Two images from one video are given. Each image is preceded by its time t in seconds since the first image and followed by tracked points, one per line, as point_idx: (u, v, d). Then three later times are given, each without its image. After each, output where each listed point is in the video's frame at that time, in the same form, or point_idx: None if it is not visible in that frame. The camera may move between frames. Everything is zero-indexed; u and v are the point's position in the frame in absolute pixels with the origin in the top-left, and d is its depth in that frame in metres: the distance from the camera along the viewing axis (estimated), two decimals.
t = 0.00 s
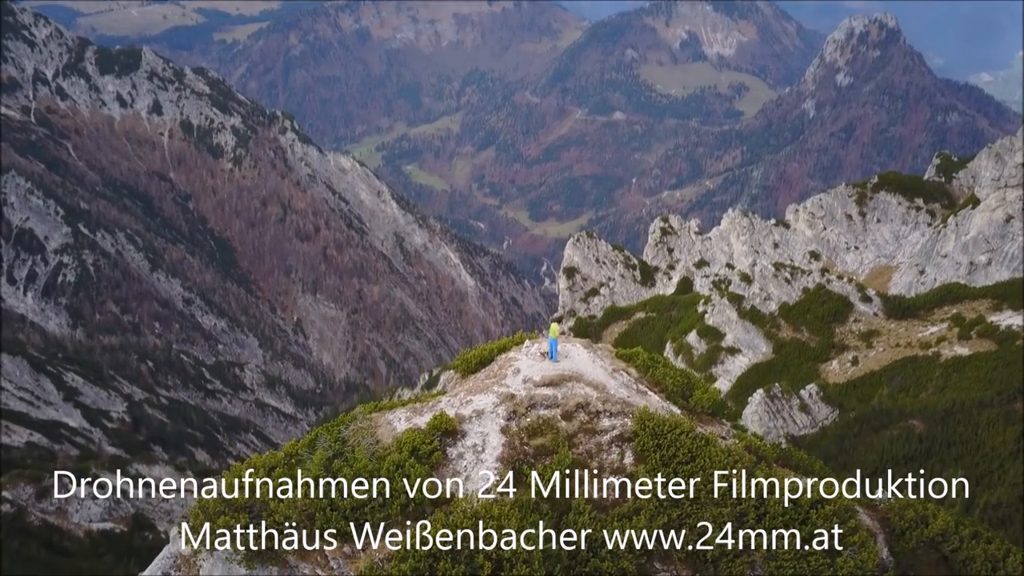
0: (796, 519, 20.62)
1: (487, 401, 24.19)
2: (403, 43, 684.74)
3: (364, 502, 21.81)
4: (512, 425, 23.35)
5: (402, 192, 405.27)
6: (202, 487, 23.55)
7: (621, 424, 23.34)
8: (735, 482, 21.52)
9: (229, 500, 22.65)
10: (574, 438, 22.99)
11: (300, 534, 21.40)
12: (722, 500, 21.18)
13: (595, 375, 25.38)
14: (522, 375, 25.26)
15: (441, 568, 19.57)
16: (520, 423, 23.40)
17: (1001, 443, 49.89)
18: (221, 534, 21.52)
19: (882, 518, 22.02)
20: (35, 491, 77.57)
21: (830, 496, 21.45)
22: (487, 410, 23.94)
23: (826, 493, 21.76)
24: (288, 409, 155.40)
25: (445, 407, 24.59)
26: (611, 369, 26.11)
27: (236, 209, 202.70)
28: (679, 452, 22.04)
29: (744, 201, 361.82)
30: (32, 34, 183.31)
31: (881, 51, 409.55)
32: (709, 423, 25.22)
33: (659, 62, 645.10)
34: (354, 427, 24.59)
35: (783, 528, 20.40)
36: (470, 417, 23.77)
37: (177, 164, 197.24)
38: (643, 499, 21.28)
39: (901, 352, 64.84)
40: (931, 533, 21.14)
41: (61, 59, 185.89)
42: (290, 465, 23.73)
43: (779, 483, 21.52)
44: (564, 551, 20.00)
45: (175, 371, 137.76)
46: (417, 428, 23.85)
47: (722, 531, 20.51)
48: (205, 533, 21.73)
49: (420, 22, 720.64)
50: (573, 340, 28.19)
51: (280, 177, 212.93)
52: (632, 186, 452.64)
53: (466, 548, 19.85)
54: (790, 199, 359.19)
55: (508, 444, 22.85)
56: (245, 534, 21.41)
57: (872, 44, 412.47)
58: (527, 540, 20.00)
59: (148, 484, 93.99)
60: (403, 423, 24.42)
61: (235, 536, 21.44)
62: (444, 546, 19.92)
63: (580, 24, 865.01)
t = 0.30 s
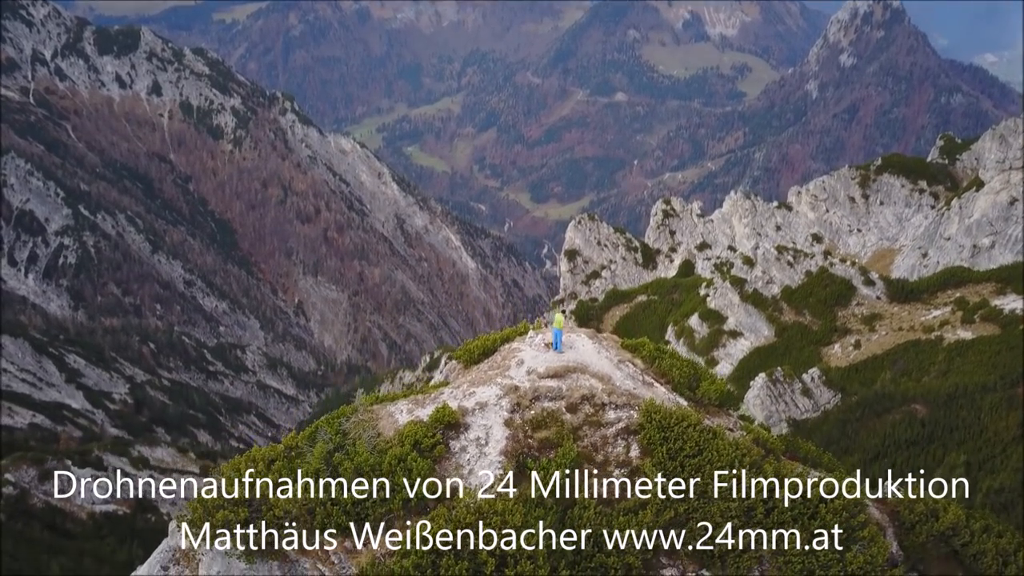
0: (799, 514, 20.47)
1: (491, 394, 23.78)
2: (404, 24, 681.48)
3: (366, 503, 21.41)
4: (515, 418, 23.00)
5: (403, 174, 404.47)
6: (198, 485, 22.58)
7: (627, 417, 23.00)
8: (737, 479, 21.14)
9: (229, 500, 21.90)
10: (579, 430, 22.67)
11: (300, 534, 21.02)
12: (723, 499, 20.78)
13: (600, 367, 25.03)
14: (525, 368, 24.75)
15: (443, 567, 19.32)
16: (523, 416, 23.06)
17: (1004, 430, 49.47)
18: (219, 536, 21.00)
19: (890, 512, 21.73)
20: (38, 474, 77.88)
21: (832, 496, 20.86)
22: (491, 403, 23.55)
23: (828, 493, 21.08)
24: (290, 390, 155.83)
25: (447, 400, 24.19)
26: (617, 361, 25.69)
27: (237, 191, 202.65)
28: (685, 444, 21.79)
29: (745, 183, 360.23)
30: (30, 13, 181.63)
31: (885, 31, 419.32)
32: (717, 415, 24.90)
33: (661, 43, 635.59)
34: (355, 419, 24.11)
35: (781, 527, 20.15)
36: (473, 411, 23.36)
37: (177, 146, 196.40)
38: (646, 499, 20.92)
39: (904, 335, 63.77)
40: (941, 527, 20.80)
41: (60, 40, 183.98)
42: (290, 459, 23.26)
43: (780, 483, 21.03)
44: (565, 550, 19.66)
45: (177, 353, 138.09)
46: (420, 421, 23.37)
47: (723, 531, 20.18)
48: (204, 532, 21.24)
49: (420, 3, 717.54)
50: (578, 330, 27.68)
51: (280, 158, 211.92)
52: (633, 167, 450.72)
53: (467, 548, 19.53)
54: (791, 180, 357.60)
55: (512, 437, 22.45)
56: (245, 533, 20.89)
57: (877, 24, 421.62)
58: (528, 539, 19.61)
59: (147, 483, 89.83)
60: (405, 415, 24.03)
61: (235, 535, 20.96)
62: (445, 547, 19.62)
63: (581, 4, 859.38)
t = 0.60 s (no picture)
0: (804, 511, 20.37)
1: (493, 387, 23.54)
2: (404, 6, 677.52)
3: (365, 506, 21.18)
4: (519, 412, 22.75)
5: (404, 158, 403.04)
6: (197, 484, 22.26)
7: (633, 411, 22.77)
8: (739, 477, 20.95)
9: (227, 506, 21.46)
10: (583, 425, 22.50)
11: (301, 534, 20.92)
12: (724, 500, 20.55)
13: (605, 359, 24.66)
14: (528, 361, 24.51)
15: (445, 566, 19.01)
16: (527, 410, 22.82)
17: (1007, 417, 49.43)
18: (220, 535, 20.97)
19: (899, 506, 21.76)
20: (40, 459, 78.14)
21: (831, 498, 20.55)
22: (493, 396, 23.28)
23: (828, 493, 20.74)
24: (291, 374, 156.02)
25: (448, 394, 23.96)
26: (621, 353, 25.40)
27: (237, 174, 202.12)
28: (692, 439, 21.61)
29: (747, 167, 358.12)
30: None
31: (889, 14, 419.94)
32: (723, 410, 24.66)
33: (664, 25, 637.00)
34: (355, 413, 23.83)
35: (779, 528, 19.97)
36: (476, 404, 23.14)
37: (177, 130, 195.41)
38: (646, 499, 20.68)
39: (908, 321, 62.87)
40: (950, 522, 20.76)
41: (58, 22, 182.00)
42: (290, 454, 23.08)
43: (781, 482, 20.72)
44: (564, 551, 19.43)
45: (178, 337, 138.12)
46: (421, 415, 23.15)
47: (723, 530, 20.08)
48: (203, 534, 21.20)
49: None
50: (582, 321, 27.30)
51: (280, 142, 210.97)
52: (635, 151, 448.54)
53: (467, 548, 19.26)
54: (794, 164, 355.30)
55: (515, 432, 22.22)
56: (247, 533, 20.78)
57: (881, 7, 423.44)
58: (528, 540, 19.28)
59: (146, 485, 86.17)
60: (407, 409, 23.86)
61: (234, 537, 20.92)
62: (445, 546, 19.36)
63: None
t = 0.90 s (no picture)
0: (810, 510, 20.03)
1: (497, 380, 23.19)
2: None
3: (362, 507, 20.83)
4: (523, 405, 22.48)
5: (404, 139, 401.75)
6: (197, 482, 21.90)
7: (638, 404, 22.43)
8: (743, 475, 20.59)
9: (228, 505, 21.17)
10: (589, 418, 22.17)
11: (301, 535, 20.65)
12: (725, 499, 20.19)
13: (610, 350, 24.27)
14: (533, 352, 24.17)
15: (447, 565, 18.66)
16: (530, 403, 22.57)
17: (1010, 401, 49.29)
18: (220, 535, 20.70)
19: (908, 501, 21.55)
20: (42, 442, 78.04)
21: (833, 497, 20.24)
22: (497, 388, 22.97)
23: (827, 492, 20.44)
24: (292, 356, 156.23)
25: (451, 386, 23.61)
26: (627, 344, 25.02)
27: (237, 156, 201.56)
28: (698, 432, 21.27)
29: (749, 148, 356.28)
30: None
31: None
32: (731, 401, 24.33)
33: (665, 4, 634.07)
34: (356, 405, 23.52)
35: (780, 527, 19.72)
36: (479, 397, 22.79)
37: (176, 111, 194.13)
38: (647, 500, 20.22)
39: (911, 305, 62.11)
40: (961, 516, 20.58)
41: (56, 2, 179.91)
42: (290, 448, 22.85)
43: (781, 481, 20.39)
44: (565, 551, 19.08)
45: (179, 319, 138.13)
46: (423, 408, 22.83)
47: (726, 531, 19.69)
48: (202, 532, 20.95)
49: None
50: (586, 311, 26.89)
51: (280, 124, 209.94)
52: (636, 133, 446.42)
53: (466, 548, 18.89)
54: (795, 146, 353.23)
55: (520, 426, 21.94)
56: (245, 533, 20.52)
57: None
58: (527, 540, 18.95)
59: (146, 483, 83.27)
60: (409, 401, 23.54)
61: (235, 536, 20.68)
62: (445, 546, 19.00)
63: None
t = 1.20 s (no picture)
0: (811, 510, 19.84)
1: (499, 373, 22.95)
2: None
3: (362, 509, 20.67)
4: (526, 399, 22.20)
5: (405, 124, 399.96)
6: (196, 481, 21.66)
7: (643, 398, 22.20)
8: (747, 475, 20.30)
9: (228, 505, 20.98)
10: (594, 412, 21.93)
11: (301, 535, 20.64)
12: (725, 499, 20.01)
13: (616, 343, 23.94)
14: (536, 344, 23.89)
15: (449, 566, 18.42)
16: (534, 396, 22.26)
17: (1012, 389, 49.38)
18: (220, 535, 20.62)
19: (916, 498, 21.52)
20: (43, 427, 77.97)
21: (834, 497, 20.02)
22: (500, 382, 22.63)
23: (827, 492, 20.30)
24: (293, 340, 156.29)
25: (455, 380, 23.33)
26: (631, 336, 24.75)
27: (237, 140, 200.94)
28: (706, 426, 21.08)
29: (750, 132, 354.51)
30: None
31: None
32: (737, 395, 24.10)
33: None
34: (357, 399, 23.31)
35: (780, 528, 19.60)
36: (482, 390, 22.55)
37: (176, 94, 192.91)
38: (646, 499, 19.97)
39: (914, 291, 61.53)
40: (970, 512, 20.64)
41: None
42: (290, 442, 22.73)
43: (782, 481, 20.16)
44: (565, 553, 18.86)
45: (181, 304, 138.08)
46: (425, 402, 22.58)
47: (725, 531, 19.65)
48: (202, 531, 20.80)
49: None
50: (591, 302, 26.59)
51: (280, 107, 208.79)
52: (637, 117, 444.21)
53: (466, 548, 18.71)
54: (797, 130, 351.28)
55: (524, 420, 21.61)
56: (244, 533, 20.45)
57: None
58: (527, 540, 18.74)
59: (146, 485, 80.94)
60: (410, 395, 23.30)
61: (235, 537, 20.54)
62: (444, 547, 18.78)
63: None
